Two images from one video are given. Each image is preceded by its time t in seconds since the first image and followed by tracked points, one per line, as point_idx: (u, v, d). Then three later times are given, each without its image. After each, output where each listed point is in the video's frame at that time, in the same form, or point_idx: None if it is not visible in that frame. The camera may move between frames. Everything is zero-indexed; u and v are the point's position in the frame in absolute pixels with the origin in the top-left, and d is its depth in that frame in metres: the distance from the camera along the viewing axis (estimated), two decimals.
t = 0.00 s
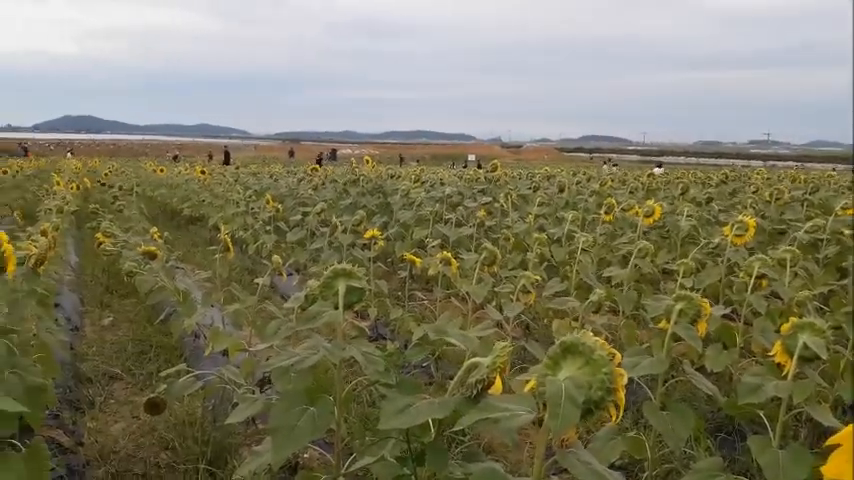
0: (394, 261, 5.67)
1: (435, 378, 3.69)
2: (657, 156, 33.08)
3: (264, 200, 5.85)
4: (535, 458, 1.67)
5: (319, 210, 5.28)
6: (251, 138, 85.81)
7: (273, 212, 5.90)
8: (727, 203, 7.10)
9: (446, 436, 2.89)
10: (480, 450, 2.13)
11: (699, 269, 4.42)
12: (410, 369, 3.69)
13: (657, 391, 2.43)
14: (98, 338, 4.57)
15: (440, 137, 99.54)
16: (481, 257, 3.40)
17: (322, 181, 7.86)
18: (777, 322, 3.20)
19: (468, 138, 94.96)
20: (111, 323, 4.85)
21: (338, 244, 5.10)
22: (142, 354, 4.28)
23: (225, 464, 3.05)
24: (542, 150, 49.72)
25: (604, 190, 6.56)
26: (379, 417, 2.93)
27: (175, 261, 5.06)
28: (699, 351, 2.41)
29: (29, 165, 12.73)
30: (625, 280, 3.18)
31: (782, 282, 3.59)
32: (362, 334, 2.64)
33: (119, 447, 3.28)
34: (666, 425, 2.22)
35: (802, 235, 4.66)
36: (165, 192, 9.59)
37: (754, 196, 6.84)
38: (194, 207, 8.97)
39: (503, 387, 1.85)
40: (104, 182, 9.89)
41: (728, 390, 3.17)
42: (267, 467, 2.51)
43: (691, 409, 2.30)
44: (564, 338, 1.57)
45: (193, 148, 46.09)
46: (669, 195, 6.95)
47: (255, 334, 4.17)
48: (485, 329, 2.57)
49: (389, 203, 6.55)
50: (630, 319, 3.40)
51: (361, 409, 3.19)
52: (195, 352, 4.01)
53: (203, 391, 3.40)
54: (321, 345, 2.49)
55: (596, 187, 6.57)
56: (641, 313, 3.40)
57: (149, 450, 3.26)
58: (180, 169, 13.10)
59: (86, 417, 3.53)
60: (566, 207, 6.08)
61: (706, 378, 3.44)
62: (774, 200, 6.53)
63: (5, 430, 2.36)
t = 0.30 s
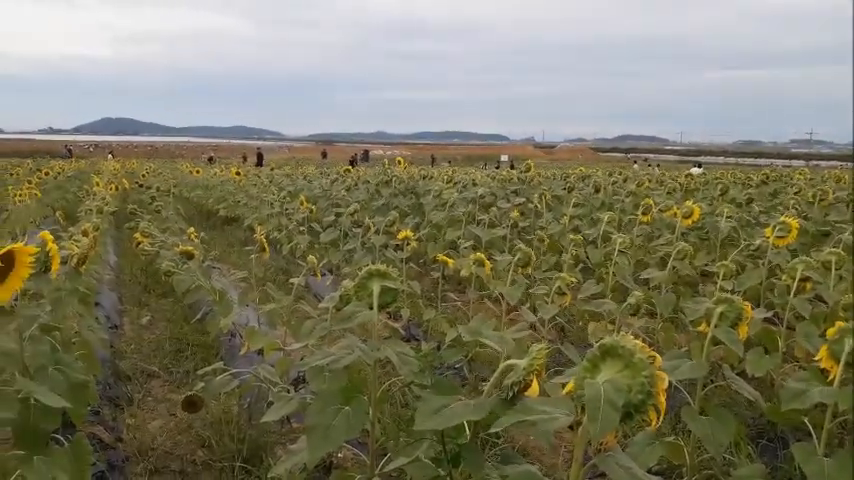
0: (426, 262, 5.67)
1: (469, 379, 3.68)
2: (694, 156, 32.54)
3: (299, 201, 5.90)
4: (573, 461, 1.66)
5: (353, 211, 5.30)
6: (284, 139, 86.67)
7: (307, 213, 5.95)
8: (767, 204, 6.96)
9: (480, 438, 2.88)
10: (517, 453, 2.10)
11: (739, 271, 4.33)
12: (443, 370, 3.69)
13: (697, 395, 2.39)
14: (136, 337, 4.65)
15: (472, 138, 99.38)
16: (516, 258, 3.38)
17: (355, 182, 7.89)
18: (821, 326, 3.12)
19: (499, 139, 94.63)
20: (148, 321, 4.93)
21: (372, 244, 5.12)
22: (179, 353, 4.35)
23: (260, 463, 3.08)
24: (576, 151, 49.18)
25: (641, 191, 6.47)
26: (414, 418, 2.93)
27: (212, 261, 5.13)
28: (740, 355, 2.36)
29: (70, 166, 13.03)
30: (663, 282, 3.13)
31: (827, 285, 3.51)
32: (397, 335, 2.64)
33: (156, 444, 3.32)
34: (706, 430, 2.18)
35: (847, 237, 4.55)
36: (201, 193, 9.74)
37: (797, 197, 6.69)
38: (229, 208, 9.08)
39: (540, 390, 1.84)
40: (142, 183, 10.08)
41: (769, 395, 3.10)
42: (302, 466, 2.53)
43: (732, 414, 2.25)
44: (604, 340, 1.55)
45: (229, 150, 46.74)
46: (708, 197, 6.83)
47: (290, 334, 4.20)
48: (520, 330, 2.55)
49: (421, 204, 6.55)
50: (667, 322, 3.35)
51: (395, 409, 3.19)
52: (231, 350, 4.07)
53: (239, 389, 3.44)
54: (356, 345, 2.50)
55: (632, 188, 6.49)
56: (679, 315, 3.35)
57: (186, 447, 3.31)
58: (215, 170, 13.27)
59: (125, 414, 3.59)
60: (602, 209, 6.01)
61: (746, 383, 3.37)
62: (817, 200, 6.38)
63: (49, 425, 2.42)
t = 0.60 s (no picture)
0: (455, 263, 5.66)
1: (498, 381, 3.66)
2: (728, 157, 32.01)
3: (329, 202, 5.93)
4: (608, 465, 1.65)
5: (382, 211, 5.31)
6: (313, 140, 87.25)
7: (336, 213, 5.97)
8: (806, 205, 6.80)
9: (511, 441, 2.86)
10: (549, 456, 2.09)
11: (776, 274, 4.24)
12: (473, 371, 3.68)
13: (733, 400, 2.34)
14: (169, 335, 4.72)
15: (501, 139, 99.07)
16: (548, 259, 3.35)
17: (384, 183, 7.91)
18: None
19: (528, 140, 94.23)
20: (181, 320, 4.99)
21: (401, 245, 5.12)
22: (211, 351, 4.39)
23: (291, 461, 3.10)
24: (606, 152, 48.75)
25: (674, 192, 6.37)
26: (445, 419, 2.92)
27: (243, 261, 5.17)
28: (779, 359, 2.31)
29: (105, 167, 13.26)
30: (697, 284, 3.09)
31: None
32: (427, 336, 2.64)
33: (189, 441, 3.36)
34: (744, 436, 2.13)
35: None
36: (232, 194, 9.84)
37: (837, 198, 6.53)
38: (259, 208, 9.16)
39: (574, 393, 1.83)
40: (174, 184, 10.21)
41: (808, 401, 3.03)
42: (333, 465, 2.54)
43: (770, 421, 2.20)
44: (640, 343, 1.53)
45: (259, 151, 47.18)
46: (745, 198, 6.71)
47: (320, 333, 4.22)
48: (552, 332, 2.53)
49: (451, 205, 6.53)
50: (702, 325, 3.30)
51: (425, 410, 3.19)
52: (263, 349, 4.10)
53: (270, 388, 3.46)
54: (387, 345, 2.51)
55: (665, 189, 6.40)
56: (715, 319, 3.29)
57: (217, 445, 3.34)
58: (246, 171, 13.40)
59: (158, 411, 3.63)
60: (634, 210, 5.94)
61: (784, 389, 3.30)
62: None
63: (86, 421, 2.47)
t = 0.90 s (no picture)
0: (484, 264, 5.64)
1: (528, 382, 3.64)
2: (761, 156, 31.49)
3: (357, 201, 5.95)
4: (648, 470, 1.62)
5: (412, 211, 5.31)
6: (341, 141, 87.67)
7: (365, 213, 5.98)
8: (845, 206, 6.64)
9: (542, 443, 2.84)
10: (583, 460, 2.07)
11: (814, 277, 4.15)
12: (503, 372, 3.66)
13: (771, 406, 2.30)
14: (200, 332, 4.76)
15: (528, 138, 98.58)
16: (580, 260, 3.31)
17: (413, 182, 7.91)
18: None
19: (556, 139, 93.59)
20: (212, 318, 5.04)
21: (429, 244, 5.12)
22: (241, 349, 4.43)
23: (321, 460, 3.12)
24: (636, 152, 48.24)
25: (708, 193, 6.27)
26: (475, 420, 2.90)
27: (273, 260, 5.21)
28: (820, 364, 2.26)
29: (137, 166, 13.49)
30: (733, 287, 3.03)
31: None
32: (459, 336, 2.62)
33: (220, 438, 3.40)
34: (784, 443, 2.09)
35: None
36: (262, 193, 9.92)
37: None
38: (288, 207, 9.21)
39: (610, 397, 1.80)
40: (205, 183, 10.33)
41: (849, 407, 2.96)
42: (364, 464, 2.55)
43: (812, 427, 2.15)
44: (680, 346, 1.50)
45: (287, 151, 47.44)
46: (781, 198, 6.58)
47: (349, 332, 4.23)
48: (585, 334, 2.51)
49: (479, 205, 6.51)
50: (738, 328, 3.24)
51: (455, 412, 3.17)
52: (293, 347, 4.13)
53: (300, 387, 3.48)
54: (418, 345, 2.50)
55: (699, 189, 6.30)
56: (751, 322, 3.23)
57: (248, 442, 3.37)
58: (275, 170, 13.51)
59: (189, 408, 3.67)
60: (667, 210, 5.86)
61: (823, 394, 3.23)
62: None
63: (121, 416, 2.49)
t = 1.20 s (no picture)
0: (512, 267, 5.61)
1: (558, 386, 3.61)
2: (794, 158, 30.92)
3: (385, 204, 5.95)
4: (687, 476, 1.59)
5: (440, 213, 5.29)
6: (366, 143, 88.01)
7: (393, 215, 5.98)
8: None
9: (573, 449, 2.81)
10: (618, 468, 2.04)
11: None
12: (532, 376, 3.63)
13: (810, 414, 2.25)
14: (229, 334, 4.80)
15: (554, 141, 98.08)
16: (611, 263, 3.26)
17: (440, 185, 7.89)
18: None
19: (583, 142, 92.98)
20: (241, 320, 5.08)
21: (457, 247, 5.10)
22: (270, 350, 4.46)
23: (350, 463, 3.11)
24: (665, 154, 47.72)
25: (742, 195, 6.17)
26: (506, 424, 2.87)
27: (301, 262, 5.23)
28: None
29: (166, 168, 13.67)
30: (769, 291, 2.97)
31: None
32: (490, 340, 2.61)
33: (249, 439, 3.42)
34: (824, 452, 2.04)
35: None
36: (289, 196, 9.98)
37: None
38: (316, 210, 9.26)
39: (646, 403, 1.78)
40: (233, 185, 10.42)
41: None
42: (394, 468, 2.54)
43: None
44: (720, 352, 1.47)
45: (314, 154, 47.76)
46: (818, 201, 6.43)
47: (377, 335, 4.23)
48: (618, 339, 2.48)
49: (507, 207, 6.47)
50: (774, 333, 3.17)
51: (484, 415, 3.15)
52: (321, 349, 4.14)
53: (328, 389, 3.48)
54: (448, 348, 2.49)
55: (732, 191, 6.19)
56: (788, 327, 3.16)
57: (277, 444, 3.38)
58: (303, 173, 13.58)
59: (219, 408, 3.70)
60: (699, 213, 5.77)
61: None
62: None
63: (154, 417, 2.52)
